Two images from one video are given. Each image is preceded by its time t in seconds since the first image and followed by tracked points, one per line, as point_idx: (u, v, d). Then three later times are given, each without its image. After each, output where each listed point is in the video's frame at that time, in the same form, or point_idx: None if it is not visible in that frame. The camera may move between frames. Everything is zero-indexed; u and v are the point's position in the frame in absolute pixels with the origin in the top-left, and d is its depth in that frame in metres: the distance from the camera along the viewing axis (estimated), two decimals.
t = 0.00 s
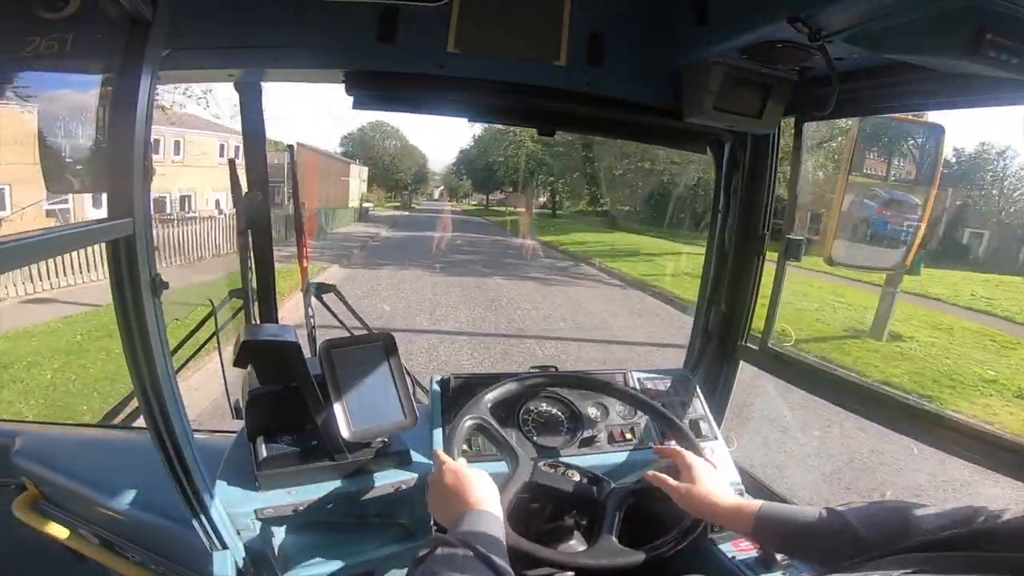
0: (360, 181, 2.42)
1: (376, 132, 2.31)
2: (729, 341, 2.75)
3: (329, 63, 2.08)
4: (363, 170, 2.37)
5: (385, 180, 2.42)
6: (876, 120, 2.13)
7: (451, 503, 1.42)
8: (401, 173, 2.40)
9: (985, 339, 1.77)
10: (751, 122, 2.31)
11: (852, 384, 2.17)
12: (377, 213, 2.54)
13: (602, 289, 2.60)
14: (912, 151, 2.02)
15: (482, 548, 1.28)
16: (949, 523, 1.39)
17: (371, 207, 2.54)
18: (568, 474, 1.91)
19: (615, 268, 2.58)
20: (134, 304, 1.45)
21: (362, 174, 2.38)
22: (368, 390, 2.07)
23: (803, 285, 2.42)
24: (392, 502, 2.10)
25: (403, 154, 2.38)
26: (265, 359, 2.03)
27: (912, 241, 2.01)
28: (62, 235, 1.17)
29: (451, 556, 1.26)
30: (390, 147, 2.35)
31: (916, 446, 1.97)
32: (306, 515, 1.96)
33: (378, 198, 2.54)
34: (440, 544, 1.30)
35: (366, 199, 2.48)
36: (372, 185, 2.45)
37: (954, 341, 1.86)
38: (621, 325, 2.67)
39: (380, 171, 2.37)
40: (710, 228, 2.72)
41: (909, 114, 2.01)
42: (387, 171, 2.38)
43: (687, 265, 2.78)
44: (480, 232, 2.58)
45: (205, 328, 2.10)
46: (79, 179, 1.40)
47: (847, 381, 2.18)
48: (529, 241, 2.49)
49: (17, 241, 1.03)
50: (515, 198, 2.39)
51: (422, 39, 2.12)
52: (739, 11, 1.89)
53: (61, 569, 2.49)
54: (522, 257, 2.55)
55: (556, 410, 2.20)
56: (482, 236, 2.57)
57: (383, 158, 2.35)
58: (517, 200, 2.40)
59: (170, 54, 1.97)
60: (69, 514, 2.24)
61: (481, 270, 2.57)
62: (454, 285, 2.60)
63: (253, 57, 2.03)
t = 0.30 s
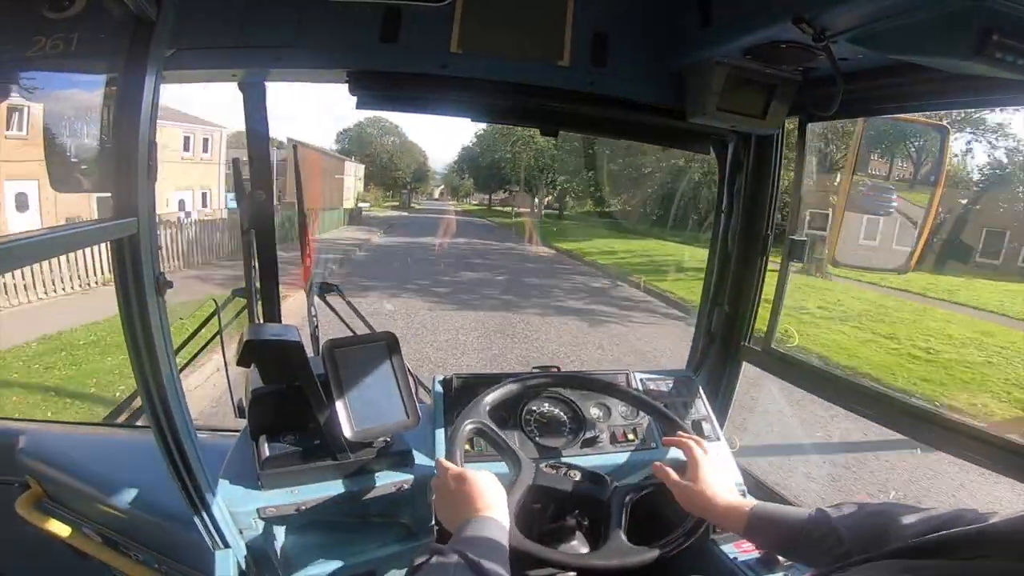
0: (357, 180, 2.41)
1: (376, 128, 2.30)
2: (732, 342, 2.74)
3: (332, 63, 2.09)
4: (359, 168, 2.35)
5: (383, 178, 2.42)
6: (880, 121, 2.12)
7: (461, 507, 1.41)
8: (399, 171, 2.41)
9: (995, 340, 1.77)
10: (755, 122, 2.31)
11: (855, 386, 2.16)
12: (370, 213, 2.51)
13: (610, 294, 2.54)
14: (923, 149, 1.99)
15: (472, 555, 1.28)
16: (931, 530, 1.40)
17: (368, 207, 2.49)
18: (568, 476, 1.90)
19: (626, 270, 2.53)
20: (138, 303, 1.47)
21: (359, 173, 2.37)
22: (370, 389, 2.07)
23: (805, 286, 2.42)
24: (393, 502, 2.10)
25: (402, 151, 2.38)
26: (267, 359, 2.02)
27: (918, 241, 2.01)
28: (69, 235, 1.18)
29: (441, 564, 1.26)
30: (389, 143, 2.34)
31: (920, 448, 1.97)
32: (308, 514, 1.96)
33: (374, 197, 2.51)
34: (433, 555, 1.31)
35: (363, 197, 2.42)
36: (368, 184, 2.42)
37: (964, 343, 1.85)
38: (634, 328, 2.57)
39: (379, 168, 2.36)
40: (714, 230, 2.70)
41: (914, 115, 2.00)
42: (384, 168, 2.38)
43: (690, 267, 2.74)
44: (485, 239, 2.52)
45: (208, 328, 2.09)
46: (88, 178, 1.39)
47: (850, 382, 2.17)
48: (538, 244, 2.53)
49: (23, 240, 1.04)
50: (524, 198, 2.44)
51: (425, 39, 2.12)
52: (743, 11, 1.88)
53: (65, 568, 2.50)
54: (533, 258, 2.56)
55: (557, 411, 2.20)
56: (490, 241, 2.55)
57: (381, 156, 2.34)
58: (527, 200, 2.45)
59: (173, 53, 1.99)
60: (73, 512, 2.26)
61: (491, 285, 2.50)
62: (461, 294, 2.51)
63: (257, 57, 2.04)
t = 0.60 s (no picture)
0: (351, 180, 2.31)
1: (372, 122, 2.29)
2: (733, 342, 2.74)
3: (333, 62, 2.09)
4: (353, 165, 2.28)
5: (379, 177, 2.32)
6: (881, 120, 2.12)
7: (456, 493, 1.42)
8: (395, 168, 2.33)
9: (997, 337, 1.77)
10: (757, 121, 2.30)
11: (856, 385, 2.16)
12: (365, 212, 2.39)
13: (612, 292, 2.49)
14: (922, 146, 1.99)
15: (479, 551, 1.24)
16: (919, 526, 1.35)
17: (363, 207, 2.37)
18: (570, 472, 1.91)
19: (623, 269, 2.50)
20: (140, 300, 1.47)
21: (353, 171, 2.28)
22: (372, 387, 2.08)
23: (806, 285, 2.42)
24: (394, 501, 2.10)
25: (397, 148, 2.33)
26: (269, 357, 2.02)
27: (918, 240, 2.00)
28: (72, 233, 1.18)
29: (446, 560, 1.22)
30: (385, 140, 2.30)
31: (920, 448, 1.96)
32: (309, 512, 1.96)
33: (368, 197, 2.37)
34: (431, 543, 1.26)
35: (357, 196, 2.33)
36: (363, 182, 2.31)
37: (967, 342, 1.85)
38: (637, 326, 2.53)
39: (374, 165, 2.29)
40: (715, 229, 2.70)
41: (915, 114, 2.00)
42: (380, 166, 2.30)
43: (692, 266, 2.73)
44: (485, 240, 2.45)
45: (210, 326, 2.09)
46: (92, 176, 1.40)
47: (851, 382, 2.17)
48: (547, 251, 2.46)
49: (28, 239, 1.05)
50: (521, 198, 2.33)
51: (426, 38, 2.12)
52: (744, 11, 1.88)
53: (67, 568, 2.50)
54: (537, 262, 2.47)
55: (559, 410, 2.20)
56: (491, 242, 2.46)
57: (377, 152, 2.28)
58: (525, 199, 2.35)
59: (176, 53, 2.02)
60: (74, 510, 2.28)
61: (493, 286, 2.43)
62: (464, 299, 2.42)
63: (258, 56, 2.04)
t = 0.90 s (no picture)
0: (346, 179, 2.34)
1: (367, 120, 2.29)
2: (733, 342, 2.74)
3: (332, 62, 2.09)
4: (345, 163, 2.26)
5: (373, 175, 2.35)
6: (881, 120, 2.12)
7: (456, 480, 1.36)
8: (392, 167, 2.36)
9: (995, 337, 1.78)
10: (756, 122, 2.30)
11: (858, 386, 2.16)
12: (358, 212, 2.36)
13: (612, 295, 2.45)
14: (921, 146, 2.00)
15: (495, 543, 1.19)
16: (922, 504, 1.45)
17: (354, 208, 2.35)
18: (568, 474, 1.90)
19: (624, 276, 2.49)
20: (139, 298, 1.48)
21: (346, 169, 2.28)
22: (371, 387, 2.07)
23: (806, 286, 2.42)
24: (393, 502, 2.10)
25: (393, 146, 2.35)
26: (267, 358, 2.02)
27: (918, 242, 2.01)
28: (72, 233, 1.19)
29: (465, 546, 1.15)
30: (381, 137, 2.32)
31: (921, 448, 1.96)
32: (309, 514, 1.96)
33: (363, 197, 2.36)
34: (431, 524, 1.19)
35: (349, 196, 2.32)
36: (356, 182, 2.33)
37: (966, 341, 1.85)
38: (636, 324, 2.52)
39: (370, 164, 2.31)
40: (714, 231, 2.69)
41: (915, 114, 2.00)
42: (375, 164, 2.33)
43: (690, 267, 2.70)
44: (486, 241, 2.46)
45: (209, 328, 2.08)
46: (93, 176, 1.40)
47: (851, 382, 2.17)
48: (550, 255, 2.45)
49: (27, 239, 1.04)
50: (522, 195, 2.33)
51: (425, 38, 2.12)
52: (743, 11, 1.88)
53: (65, 569, 2.49)
54: (542, 268, 2.46)
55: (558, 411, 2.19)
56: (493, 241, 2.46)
57: (373, 150, 2.30)
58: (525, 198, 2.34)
59: (175, 54, 2.02)
60: (72, 512, 2.29)
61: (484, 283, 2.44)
62: (461, 296, 2.44)
63: (258, 57, 2.04)
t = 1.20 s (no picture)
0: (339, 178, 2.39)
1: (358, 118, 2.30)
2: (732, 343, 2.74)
3: (330, 62, 2.09)
4: (338, 161, 2.32)
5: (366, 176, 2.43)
6: (880, 122, 2.12)
7: (454, 481, 1.28)
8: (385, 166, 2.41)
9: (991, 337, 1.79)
10: (754, 122, 2.31)
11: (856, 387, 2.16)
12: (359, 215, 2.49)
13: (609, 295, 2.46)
14: (919, 149, 2.00)
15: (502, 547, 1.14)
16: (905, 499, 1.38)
17: (345, 208, 2.44)
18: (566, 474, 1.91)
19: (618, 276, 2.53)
20: (137, 304, 1.48)
21: (336, 168, 2.34)
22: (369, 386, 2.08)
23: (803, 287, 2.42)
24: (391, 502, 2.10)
25: (388, 141, 2.38)
26: (266, 359, 2.01)
27: (915, 245, 2.01)
28: (70, 231, 1.19)
29: (474, 547, 1.10)
30: (374, 135, 2.34)
31: (919, 449, 1.97)
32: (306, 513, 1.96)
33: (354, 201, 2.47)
34: (436, 524, 1.14)
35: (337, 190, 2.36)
36: (346, 182, 2.40)
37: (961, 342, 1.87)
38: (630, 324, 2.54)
39: (364, 162, 2.36)
40: (715, 232, 2.67)
41: (913, 116, 2.00)
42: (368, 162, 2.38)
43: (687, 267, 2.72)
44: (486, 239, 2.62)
45: (207, 327, 2.08)
46: (93, 175, 1.41)
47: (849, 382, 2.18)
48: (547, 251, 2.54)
49: (24, 238, 1.04)
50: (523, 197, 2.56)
51: (425, 38, 2.12)
52: (742, 12, 1.88)
53: (61, 569, 2.48)
54: (537, 262, 2.56)
55: (556, 411, 2.20)
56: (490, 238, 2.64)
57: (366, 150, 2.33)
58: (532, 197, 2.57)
59: (174, 53, 2.02)
60: (69, 511, 2.29)
61: (485, 290, 2.46)
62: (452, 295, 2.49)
63: (258, 57, 2.05)
